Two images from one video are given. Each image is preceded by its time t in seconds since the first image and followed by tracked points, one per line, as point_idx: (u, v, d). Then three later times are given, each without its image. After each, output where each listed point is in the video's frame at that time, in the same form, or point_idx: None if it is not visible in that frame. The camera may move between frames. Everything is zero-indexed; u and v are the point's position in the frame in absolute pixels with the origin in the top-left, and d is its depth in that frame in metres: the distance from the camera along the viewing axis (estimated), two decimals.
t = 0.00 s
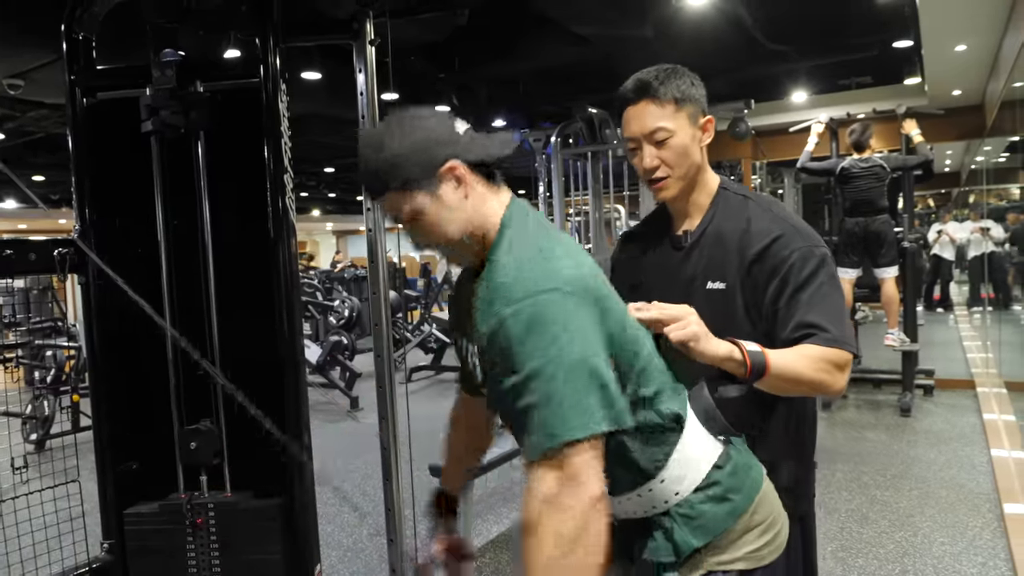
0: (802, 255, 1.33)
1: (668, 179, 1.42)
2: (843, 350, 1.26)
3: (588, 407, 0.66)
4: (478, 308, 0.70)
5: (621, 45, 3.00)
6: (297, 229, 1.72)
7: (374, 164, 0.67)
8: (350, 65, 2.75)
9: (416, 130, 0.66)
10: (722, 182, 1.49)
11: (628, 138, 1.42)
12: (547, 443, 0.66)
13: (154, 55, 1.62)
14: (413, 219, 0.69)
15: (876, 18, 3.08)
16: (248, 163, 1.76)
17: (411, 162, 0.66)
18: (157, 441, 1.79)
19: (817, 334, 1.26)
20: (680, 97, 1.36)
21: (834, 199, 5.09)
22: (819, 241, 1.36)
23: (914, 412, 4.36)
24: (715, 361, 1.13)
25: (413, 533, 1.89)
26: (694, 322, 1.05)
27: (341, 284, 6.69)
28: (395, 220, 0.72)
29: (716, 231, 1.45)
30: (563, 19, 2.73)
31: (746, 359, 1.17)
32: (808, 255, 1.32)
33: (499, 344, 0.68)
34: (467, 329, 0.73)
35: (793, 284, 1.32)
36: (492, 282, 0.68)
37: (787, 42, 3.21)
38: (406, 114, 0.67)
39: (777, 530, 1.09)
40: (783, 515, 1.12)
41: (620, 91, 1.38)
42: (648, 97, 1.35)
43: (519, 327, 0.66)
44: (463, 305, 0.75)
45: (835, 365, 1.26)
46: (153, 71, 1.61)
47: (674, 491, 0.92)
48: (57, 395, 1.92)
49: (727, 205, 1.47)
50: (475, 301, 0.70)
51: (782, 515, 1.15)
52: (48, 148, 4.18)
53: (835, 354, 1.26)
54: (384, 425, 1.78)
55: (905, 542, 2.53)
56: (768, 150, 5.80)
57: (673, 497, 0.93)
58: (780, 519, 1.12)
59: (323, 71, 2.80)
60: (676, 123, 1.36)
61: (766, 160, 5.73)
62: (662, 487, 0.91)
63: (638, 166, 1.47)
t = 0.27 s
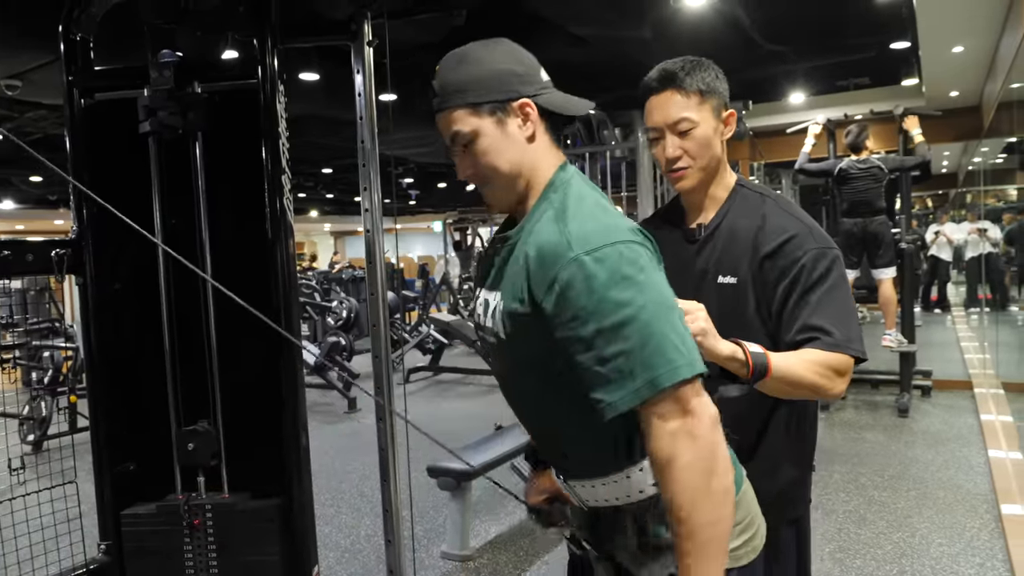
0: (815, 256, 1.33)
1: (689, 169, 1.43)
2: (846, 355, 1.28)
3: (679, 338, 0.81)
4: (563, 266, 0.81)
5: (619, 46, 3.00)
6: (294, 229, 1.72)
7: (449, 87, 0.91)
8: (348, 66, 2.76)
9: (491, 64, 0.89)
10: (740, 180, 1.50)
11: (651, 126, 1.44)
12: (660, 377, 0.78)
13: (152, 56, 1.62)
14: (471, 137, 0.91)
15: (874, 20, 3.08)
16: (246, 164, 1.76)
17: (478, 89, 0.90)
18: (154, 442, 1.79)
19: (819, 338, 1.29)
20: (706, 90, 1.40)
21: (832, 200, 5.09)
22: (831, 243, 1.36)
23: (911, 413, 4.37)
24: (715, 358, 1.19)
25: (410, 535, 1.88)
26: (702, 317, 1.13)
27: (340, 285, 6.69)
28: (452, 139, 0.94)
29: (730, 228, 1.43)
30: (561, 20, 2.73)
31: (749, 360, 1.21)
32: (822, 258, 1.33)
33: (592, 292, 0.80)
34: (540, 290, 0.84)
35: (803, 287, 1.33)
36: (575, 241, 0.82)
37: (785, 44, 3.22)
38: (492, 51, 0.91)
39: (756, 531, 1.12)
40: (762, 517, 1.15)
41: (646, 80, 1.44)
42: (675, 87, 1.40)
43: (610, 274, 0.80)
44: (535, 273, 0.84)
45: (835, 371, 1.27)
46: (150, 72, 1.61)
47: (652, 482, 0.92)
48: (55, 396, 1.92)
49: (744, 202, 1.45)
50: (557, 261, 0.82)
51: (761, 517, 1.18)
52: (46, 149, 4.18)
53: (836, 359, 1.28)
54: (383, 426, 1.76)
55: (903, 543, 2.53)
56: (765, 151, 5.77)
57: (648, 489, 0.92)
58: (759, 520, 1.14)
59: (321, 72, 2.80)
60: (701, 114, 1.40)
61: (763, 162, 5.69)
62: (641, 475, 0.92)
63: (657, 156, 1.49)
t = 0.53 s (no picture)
0: (816, 257, 1.33)
1: (693, 167, 1.43)
2: (848, 357, 1.27)
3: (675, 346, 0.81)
4: (563, 271, 0.82)
5: (616, 47, 3.01)
6: (293, 231, 1.72)
7: (448, 94, 0.91)
8: (346, 68, 2.76)
9: (491, 70, 0.88)
10: (742, 181, 1.51)
11: (655, 122, 1.44)
12: (654, 385, 0.79)
13: (150, 57, 1.62)
14: (472, 144, 0.91)
15: (871, 21, 3.09)
16: (244, 166, 1.75)
17: (478, 96, 0.89)
18: (152, 444, 1.79)
19: (821, 339, 1.28)
20: (712, 89, 1.41)
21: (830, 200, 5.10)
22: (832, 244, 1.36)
23: (910, 413, 4.37)
24: (718, 360, 1.18)
25: (409, 535, 1.88)
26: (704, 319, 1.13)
27: (338, 287, 6.69)
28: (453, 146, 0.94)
29: (732, 228, 1.44)
30: (559, 22, 2.74)
31: (752, 362, 1.20)
32: (823, 260, 1.32)
33: (590, 298, 0.80)
34: (539, 295, 0.84)
35: (806, 288, 1.32)
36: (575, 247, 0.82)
37: (782, 44, 3.22)
38: (491, 57, 0.90)
39: (764, 530, 1.10)
40: (770, 518, 1.12)
41: (651, 77, 1.43)
42: (682, 85, 1.40)
43: (610, 280, 0.80)
44: (535, 278, 0.84)
45: (837, 373, 1.26)
46: (148, 73, 1.62)
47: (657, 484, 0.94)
48: (53, 398, 1.92)
49: (745, 202, 1.46)
50: (557, 266, 0.82)
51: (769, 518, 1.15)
52: (44, 151, 4.17)
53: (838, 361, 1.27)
54: (382, 427, 1.76)
55: (902, 543, 2.53)
56: (763, 151, 5.77)
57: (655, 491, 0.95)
58: (766, 520, 1.12)
59: (319, 74, 2.80)
60: (706, 112, 1.40)
61: (762, 163, 5.68)
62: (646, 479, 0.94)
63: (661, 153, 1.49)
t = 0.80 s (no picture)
0: (809, 254, 1.32)
1: (682, 169, 1.43)
2: (850, 349, 1.26)
3: (639, 370, 0.79)
4: (536, 291, 0.82)
5: (615, 48, 3.02)
6: (291, 232, 1.72)
7: (416, 124, 0.91)
8: (345, 69, 2.76)
9: (455, 97, 0.88)
10: (733, 182, 1.51)
11: (644, 124, 1.44)
12: (610, 407, 0.78)
13: (148, 58, 1.62)
14: (445, 172, 0.91)
15: (870, 22, 3.10)
16: (243, 167, 1.75)
17: (446, 123, 0.89)
18: (150, 444, 1.78)
19: (827, 332, 1.26)
20: (701, 91, 1.40)
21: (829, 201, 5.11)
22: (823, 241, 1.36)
23: (908, 414, 4.37)
24: (727, 356, 1.14)
25: (408, 536, 1.88)
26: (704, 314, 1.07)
27: (336, 287, 6.69)
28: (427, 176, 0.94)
29: (722, 230, 1.44)
30: (557, 23, 2.74)
31: (760, 360, 1.17)
32: (819, 257, 1.32)
33: (560, 318, 0.80)
34: (517, 314, 0.85)
35: (803, 282, 1.31)
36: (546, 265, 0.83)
37: (780, 46, 3.23)
38: (454, 83, 0.90)
39: (770, 535, 1.09)
40: (775, 520, 1.12)
41: (642, 79, 1.42)
42: (671, 87, 1.40)
43: (578, 300, 0.80)
44: (512, 296, 0.86)
45: (843, 364, 1.25)
46: (147, 74, 1.62)
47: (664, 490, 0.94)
48: (50, 399, 1.91)
49: (735, 204, 1.45)
50: (530, 286, 0.83)
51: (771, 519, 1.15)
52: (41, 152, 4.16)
53: (843, 351, 1.26)
54: (379, 427, 1.76)
55: (900, 544, 2.53)
56: (763, 152, 5.78)
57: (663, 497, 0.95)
58: (772, 525, 1.11)
59: (318, 75, 2.80)
60: (694, 114, 1.40)
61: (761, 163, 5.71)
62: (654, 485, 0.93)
63: (650, 155, 1.49)
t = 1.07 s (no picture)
0: (782, 246, 1.31)
1: (657, 180, 1.43)
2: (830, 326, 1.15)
3: (558, 454, 0.67)
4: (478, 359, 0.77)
5: (614, 49, 3.02)
6: (291, 233, 1.72)
7: (362, 219, 0.81)
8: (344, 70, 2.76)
9: (396, 184, 0.80)
10: (712, 188, 1.50)
11: (619, 137, 1.44)
12: (499, 478, 0.66)
13: (148, 59, 1.62)
14: (398, 263, 0.82)
15: (869, 23, 3.10)
16: (242, 167, 1.76)
17: (389, 215, 0.79)
18: (150, 445, 1.79)
19: (802, 311, 1.18)
20: (673, 101, 1.40)
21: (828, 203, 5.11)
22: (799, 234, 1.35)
23: (908, 416, 4.37)
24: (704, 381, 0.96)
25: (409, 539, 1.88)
26: (672, 349, 0.84)
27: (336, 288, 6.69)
28: (381, 266, 0.84)
29: (704, 234, 1.44)
30: (556, 24, 2.74)
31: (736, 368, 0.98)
32: (787, 247, 1.30)
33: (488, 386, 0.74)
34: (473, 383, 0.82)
35: (772, 271, 1.29)
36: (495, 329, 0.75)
37: (780, 47, 3.23)
38: (394, 169, 0.82)
39: (793, 549, 1.05)
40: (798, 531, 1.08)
41: (616, 91, 1.42)
42: (643, 100, 1.40)
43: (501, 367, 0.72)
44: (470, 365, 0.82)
45: (825, 340, 1.13)
46: (147, 75, 1.61)
47: (690, 513, 0.95)
48: (50, 399, 1.91)
49: (715, 209, 1.46)
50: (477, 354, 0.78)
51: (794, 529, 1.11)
52: (41, 152, 4.16)
53: (825, 329, 1.13)
54: (379, 428, 1.77)
55: (900, 546, 2.53)
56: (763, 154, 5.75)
57: (690, 518, 0.95)
58: (794, 537, 1.07)
59: (317, 76, 2.80)
60: (668, 125, 1.40)
61: (761, 165, 5.70)
62: (678, 509, 0.94)
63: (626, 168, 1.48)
